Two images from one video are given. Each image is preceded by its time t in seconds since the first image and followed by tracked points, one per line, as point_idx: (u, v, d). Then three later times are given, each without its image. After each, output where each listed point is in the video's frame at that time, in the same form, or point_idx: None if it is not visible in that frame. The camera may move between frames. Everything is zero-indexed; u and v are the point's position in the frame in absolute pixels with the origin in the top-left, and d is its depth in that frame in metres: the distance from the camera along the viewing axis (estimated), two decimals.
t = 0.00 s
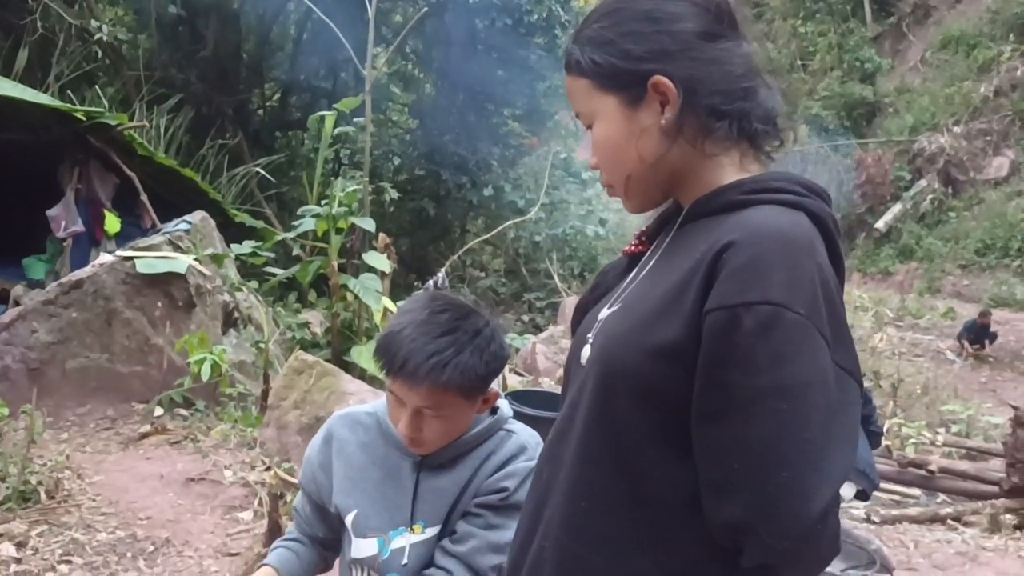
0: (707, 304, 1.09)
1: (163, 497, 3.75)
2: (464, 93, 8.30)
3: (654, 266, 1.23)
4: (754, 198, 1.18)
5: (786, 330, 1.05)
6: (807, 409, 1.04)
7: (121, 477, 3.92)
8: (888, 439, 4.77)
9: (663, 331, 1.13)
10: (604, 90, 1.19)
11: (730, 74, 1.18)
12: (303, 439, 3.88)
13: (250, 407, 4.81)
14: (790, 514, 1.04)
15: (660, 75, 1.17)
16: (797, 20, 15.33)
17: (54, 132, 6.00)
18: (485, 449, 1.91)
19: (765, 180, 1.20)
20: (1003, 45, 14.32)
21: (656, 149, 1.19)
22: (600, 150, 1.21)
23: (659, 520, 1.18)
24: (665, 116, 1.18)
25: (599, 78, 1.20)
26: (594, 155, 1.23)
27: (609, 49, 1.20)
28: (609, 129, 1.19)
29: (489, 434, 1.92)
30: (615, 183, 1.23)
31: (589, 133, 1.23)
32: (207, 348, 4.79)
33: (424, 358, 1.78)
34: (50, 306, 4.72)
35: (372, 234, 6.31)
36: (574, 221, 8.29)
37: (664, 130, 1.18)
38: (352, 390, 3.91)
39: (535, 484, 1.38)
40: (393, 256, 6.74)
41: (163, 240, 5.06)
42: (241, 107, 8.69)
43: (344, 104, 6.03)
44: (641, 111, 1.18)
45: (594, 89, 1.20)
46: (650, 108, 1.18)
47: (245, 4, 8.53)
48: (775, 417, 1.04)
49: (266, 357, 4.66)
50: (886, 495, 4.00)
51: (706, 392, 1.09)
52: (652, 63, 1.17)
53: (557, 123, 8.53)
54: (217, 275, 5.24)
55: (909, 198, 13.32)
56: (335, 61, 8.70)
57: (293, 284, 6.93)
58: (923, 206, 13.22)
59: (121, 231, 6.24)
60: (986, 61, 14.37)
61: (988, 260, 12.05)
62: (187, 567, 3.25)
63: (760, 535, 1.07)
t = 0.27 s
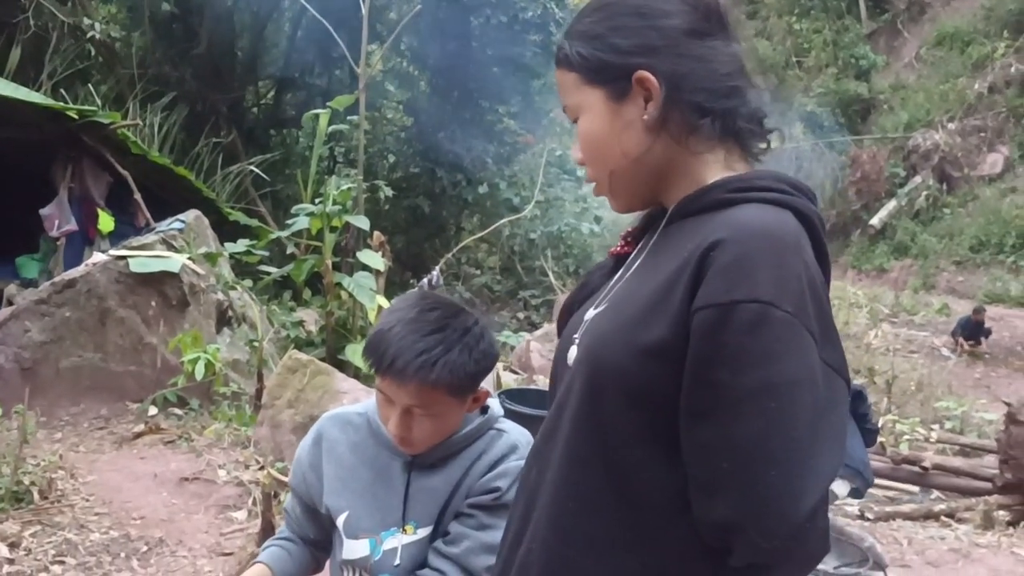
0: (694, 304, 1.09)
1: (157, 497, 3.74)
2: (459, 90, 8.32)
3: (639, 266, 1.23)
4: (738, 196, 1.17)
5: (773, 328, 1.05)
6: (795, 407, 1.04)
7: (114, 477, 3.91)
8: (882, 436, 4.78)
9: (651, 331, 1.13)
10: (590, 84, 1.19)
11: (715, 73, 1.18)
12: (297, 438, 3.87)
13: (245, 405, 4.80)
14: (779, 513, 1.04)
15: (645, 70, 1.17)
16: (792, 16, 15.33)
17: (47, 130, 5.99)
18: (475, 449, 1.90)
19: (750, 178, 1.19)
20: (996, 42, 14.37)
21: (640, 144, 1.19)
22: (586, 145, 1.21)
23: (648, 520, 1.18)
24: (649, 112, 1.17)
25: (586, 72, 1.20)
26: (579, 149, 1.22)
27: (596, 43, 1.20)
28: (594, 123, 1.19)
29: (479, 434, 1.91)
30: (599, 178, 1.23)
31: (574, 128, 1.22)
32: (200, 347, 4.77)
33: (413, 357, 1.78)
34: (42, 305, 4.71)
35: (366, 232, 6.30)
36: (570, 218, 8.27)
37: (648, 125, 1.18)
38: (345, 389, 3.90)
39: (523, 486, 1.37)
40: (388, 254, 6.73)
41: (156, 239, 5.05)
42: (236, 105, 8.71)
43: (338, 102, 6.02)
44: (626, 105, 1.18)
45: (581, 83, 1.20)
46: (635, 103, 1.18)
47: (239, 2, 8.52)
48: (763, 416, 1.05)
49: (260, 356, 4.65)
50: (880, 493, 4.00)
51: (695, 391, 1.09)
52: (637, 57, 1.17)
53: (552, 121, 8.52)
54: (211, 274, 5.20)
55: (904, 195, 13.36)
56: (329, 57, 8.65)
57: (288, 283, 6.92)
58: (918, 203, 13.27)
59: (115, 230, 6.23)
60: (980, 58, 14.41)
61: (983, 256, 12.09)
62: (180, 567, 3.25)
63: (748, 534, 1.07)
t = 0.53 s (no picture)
0: (674, 299, 1.09)
1: (149, 497, 3.73)
2: (451, 86, 8.33)
3: (622, 262, 1.23)
4: (719, 191, 1.17)
5: (751, 322, 1.05)
6: (773, 402, 1.04)
7: (107, 477, 3.90)
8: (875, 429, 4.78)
9: (631, 326, 1.13)
10: (572, 77, 1.19)
11: (696, 69, 1.17)
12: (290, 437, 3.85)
13: (237, 405, 4.79)
14: (757, 508, 1.04)
15: (625, 64, 1.17)
16: (784, 11, 15.32)
17: (36, 129, 5.96)
18: (470, 445, 1.90)
19: (731, 173, 1.19)
20: (986, 35, 14.40)
21: (620, 137, 1.19)
22: (567, 138, 1.21)
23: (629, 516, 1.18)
24: (629, 105, 1.17)
25: (568, 65, 1.19)
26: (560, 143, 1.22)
27: (578, 37, 1.20)
28: (575, 117, 1.19)
29: (473, 431, 1.91)
30: (579, 172, 1.23)
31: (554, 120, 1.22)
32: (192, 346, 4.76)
33: (405, 351, 1.77)
34: (33, 306, 4.73)
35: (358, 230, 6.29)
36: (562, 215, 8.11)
37: (627, 120, 1.18)
38: (338, 387, 3.88)
39: (507, 482, 1.37)
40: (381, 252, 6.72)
41: (147, 238, 5.03)
42: (226, 104, 8.65)
43: (330, 99, 5.99)
44: (606, 99, 1.18)
45: (563, 77, 1.20)
46: (615, 97, 1.18)
47: None
48: (742, 410, 1.04)
49: (252, 355, 4.64)
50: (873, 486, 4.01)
51: (674, 386, 1.09)
52: (617, 52, 1.17)
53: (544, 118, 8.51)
54: (203, 273, 5.18)
55: (896, 189, 13.42)
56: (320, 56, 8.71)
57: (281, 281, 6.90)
58: (910, 197, 13.32)
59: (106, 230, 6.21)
60: (971, 51, 14.42)
61: (975, 249, 12.15)
62: (173, 567, 3.24)
63: (726, 529, 1.07)
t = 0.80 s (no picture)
0: (653, 304, 1.09)
1: (135, 503, 3.71)
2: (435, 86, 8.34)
3: (605, 266, 1.23)
4: (698, 196, 1.17)
5: (728, 328, 1.05)
6: (751, 407, 1.04)
7: (92, 483, 3.88)
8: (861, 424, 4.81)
9: (613, 331, 1.13)
10: (552, 82, 1.20)
11: (672, 74, 1.17)
12: (277, 440, 3.80)
13: (223, 408, 4.77)
14: (736, 512, 1.05)
15: (602, 71, 1.17)
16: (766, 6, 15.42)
17: (17, 133, 5.92)
18: (468, 444, 1.91)
19: (712, 178, 1.19)
20: (967, 30, 14.50)
21: (598, 144, 1.20)
22: (548, 145, 1.22)
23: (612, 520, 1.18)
24: (606, 112, 1.18)
25: (546, 72, 1.20)
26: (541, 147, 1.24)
27: (555, 43, 1.21)
28: (554, 122, 1.20)
29: (469, 430, 1.91)
30: (560, 176, 1.25)
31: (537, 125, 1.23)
32: (177, 350, 4.76)
33: (420, 351, 1.73)
34: (15, 312, 4.68)
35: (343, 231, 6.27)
36: (548, 212, 8.13)
37: (604, 125, 1.19)
38: (326, 389, 3.84)
39: (493, 486, 1.37)
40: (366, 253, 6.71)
41: (131, 242, 5.01)
42: (209, 105, 8.60)
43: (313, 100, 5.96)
44: (584, 104, 1.19)
45: (542, 83, 1.21)
46: (592, 103, 1.19)
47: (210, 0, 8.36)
48: (720, 415, 1.05)
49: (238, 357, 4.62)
50: (859, 480, 4.02)
51: (654, 392, 1.09)
52: (593, 58, 1.18)
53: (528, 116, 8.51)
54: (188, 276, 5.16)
55: (879, 182, 13.53)
56: (305, 56, 8.57)
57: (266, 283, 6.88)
58: (893, 190, 13.43)
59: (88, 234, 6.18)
60: (952, 45, 14.48)
61: (957, 242, 12.25)
62: (161, 572, 3.23)
63: (706, 533, 1.07)
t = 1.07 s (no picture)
0: (648, 303, 1.09)
1: (127, 503, 3.69)
2: (425, 83, 8.26)
3: (602, 266, 1.23)
4: (692, 194, 1.17)
5: (723, 326, 1.04)
6: (746, 406, 1.04)
7: (83, 483, 3.86)
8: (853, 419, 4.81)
9: (608, 331, 1.13)
10: (541, 87, 1.21)
11: (659, 71, 1.16)
12: (269, 439, 3.77)
13: (215, 407, 4.75)
14: (732, 512, 1.04)
15: (589, 72, 1.17)
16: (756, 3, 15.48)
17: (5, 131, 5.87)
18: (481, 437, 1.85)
19: (706, 176, 1.19)
20: (955, 25, 14.54)
21: (590, 145, 1.20)
22: (545, 149, 1.22)
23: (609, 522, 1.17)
24: (596, 113, 1.18)
25: (536, 77, 1.21)
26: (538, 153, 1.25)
27: (543, 48, 1.21)
28: (548, 127, 1.21)
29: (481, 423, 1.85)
30: (558, 179, 1.25)
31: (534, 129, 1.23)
32: (168, 348, 4.73)
33: (478, 351, 1.67)
34: (4, 311, 4.66)
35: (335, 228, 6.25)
36: (539, 209, 8.17)
37: (595, 127, 1.19)
38: (318, 388, 3.80)
39: (491, 487, 1.37)
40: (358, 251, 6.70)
41: (120, 240, 4.98)
42: (198, 102, 8.53)
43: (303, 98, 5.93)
44: (574, 107, 1.19)
45: (534, 88, 1.22)
46: (582, 105, 1.19)
47: None
48: (717, 414, 1.04)
49: (229, 356, 4.60)
50: (852, 476, 4.03)
51: (649, 393, 1.08)
52: (579, 60, 1.18)
53: (519, 113, 8.49)
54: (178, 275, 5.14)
55: (868, 178, 13.60)
56: (293, 53, 8.46)
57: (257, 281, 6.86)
58: (883, 186, 13.49)
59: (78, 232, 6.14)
60: (940, 41, 14.52)
61: (946, 238, 12.30)
62: (152, 573, 3.22)
63: (703, 534, 1.07)
